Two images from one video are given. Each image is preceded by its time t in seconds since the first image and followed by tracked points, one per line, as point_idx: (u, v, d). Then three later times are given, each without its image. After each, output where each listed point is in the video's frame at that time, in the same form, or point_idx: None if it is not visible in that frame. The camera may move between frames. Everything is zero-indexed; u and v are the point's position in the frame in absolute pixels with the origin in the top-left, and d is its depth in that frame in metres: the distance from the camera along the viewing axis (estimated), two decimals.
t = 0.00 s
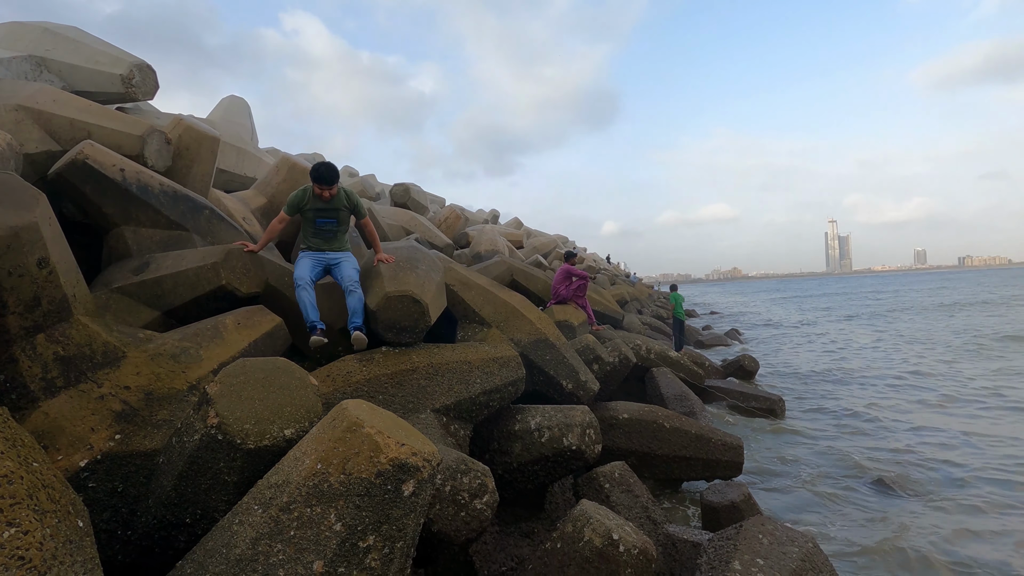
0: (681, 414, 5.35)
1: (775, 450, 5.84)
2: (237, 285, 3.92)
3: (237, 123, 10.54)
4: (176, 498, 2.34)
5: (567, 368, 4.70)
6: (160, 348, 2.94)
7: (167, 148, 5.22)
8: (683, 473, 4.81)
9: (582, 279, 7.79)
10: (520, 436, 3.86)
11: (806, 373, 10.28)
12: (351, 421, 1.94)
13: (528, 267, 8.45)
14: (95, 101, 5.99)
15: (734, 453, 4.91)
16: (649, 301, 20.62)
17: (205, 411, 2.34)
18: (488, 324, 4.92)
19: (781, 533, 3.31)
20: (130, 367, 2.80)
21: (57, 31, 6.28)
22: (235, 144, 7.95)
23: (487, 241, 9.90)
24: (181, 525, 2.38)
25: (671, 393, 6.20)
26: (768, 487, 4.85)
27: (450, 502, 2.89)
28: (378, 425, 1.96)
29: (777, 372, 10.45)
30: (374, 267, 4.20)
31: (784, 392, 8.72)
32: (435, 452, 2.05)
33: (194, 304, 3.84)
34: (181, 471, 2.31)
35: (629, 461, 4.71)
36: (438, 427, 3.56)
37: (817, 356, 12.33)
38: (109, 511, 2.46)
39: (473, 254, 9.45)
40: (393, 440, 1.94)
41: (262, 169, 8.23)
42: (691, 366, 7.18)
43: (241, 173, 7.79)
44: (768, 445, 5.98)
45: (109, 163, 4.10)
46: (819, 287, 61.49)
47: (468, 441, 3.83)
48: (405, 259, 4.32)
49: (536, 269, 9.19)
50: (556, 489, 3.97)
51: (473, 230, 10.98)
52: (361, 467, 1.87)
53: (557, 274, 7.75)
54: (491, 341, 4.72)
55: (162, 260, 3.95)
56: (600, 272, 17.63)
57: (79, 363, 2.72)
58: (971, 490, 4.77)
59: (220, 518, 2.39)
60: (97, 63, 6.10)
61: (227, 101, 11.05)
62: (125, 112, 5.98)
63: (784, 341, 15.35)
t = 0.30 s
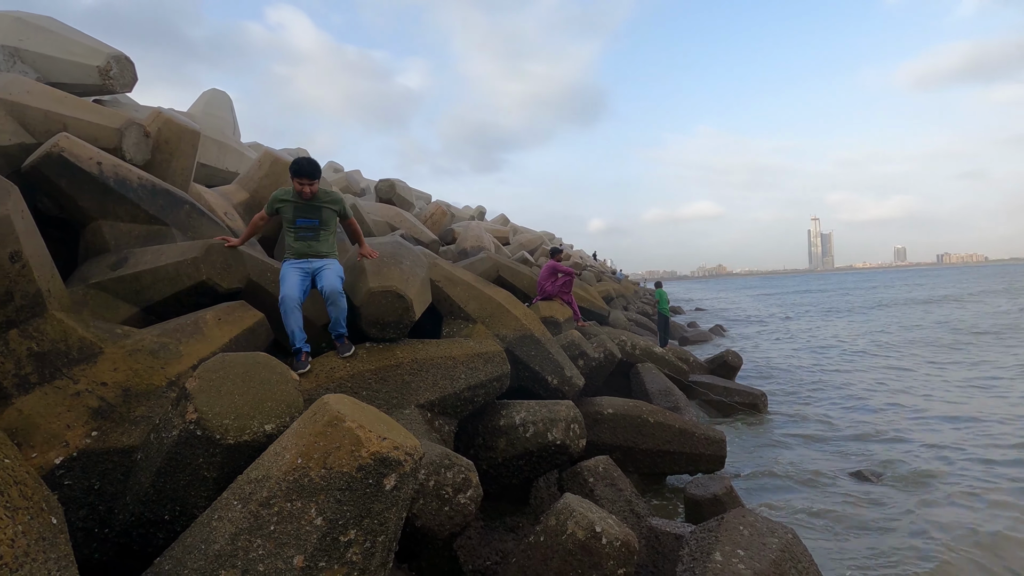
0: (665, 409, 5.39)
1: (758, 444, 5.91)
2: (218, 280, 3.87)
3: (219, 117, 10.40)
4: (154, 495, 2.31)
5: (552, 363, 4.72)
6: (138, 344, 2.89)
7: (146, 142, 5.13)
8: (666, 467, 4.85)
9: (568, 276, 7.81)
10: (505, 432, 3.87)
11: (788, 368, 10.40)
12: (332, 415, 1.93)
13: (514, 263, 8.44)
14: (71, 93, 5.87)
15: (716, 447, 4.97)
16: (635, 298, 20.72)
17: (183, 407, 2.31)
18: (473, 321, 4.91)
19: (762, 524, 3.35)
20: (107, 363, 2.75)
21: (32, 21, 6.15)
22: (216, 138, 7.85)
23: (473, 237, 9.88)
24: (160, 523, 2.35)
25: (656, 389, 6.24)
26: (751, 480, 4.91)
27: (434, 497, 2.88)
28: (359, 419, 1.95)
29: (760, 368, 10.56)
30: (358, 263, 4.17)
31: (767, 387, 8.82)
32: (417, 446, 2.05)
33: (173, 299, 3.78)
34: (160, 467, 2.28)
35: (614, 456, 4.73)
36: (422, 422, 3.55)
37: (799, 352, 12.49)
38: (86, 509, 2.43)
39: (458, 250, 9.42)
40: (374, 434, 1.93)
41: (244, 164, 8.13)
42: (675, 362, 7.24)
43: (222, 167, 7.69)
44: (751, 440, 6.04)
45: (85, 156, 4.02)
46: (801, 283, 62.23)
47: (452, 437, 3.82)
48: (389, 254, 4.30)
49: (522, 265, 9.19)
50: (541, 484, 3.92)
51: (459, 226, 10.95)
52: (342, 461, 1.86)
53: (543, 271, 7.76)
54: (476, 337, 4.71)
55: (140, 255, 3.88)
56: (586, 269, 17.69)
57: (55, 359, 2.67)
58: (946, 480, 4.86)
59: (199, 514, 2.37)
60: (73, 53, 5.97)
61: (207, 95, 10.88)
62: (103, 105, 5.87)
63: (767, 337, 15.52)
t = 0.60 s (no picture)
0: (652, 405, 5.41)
1: (743, 438, 5.96)
2: (200, 276, 3.82)
3: (202, 111, 10.27)
4: (135, 491, 2.28)
5: (539, 359, 4.73)
6: (118, 340, 2.85)
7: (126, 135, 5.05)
8: (652, 461, 4.88)
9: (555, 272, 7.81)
10: (491, 427, 3.87)
11: (773, 364, 10.49)
12: (316, 409, 1.91)
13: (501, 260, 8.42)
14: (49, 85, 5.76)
15: (702, 442, 5.00)
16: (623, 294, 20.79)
17: (164, 402, 2.28)
18: (461, 316, 4.89)
19: (746, 516, 3.38)
20: (86, 359, 2.71)
21: (8, 11, 6.02)
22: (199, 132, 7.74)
23: (461, 233, 9.85)
24: (141, 520, 2.32)
25: (642, 384, 6.27)
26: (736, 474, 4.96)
27: (421, 492, 2.87)
28: (344, 414, 1.93)
29: (745, 364, 10.64)
30: (344, 258, 4.14)
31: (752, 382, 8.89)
32: (402, 440, 2.04)
33: (155, 295, 3.73)
34: (141, 463, 2.25)
35: (600, 451, 4.75)
36: (408, 418, 3.54)
37: (784, 348, 12.60)
38: (65, 506, 2.38)
39: (446, 247, 9.38)
40: (359, 428, 1.92)
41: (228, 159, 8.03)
42: (661, 358, 7.27)
43: (205, 161, 7.59)
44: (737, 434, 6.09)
45: (63, 148, 3.95)
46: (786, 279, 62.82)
47: (439, 432, 3.82)
48: (375, 249, 4.27)
49: (509, 261, 9.18)
50: (528, 479, 3.93)
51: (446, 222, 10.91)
52: (326, 456, 1.85)
53: (531, 267, 7.75)
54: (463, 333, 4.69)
55: (120, 250, 3.82)
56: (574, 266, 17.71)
57: (32, 355, 2.62)
58: (925, 472, 4.94)
59: (181, 511, 2.34)
60: (51, 44, 5.86)
61: (190, 88, 10.72)
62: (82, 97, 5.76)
63: (753, 333, 15.65)
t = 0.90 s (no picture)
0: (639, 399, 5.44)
1: (729, 432, 6.00)
2: (184, 269, 3.77)
3: (185, 103, 10.12)
4: (116, 486, 2.25)
5: (527, 354, 4.73)
6: (99, 334, 2.80)
7: (107, 126, 4.96)
8: (639, 455, 4.90)
9: (543, 267, 7.81)
10: (479, 421, 3.86)
11: (759, 359, 10.59)
12: (301, 402, 1.89)
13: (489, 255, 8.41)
14: (27, 74, 5.64)
15: (687, 435, 5.04)
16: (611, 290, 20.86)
17: (145, 396, 2.25)
18: (448, 311, 4.87)
19: (730, 508, 3.41)
20: (65, 353, 2.65)
21: None
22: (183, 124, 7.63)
23: (449, 228, 9.82)
24: (122, 515, 2.30)
25: (629, 378, 6.30)
26: (721, 467, 5.00)
27: (407, 486, 2.87)
28: (329, 407, 1.92)
29: (731, 359, 10.73)
30: (331, 252, 4.11)
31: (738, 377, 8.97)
32: (388, 434, 2.03)
33: (137, 289, 3.67)
34: (122, 458, 2.22)
35: (587, 445, 4.77)
36: (395, 412, 3.52)
37: (769, 343, 12.72)
38: (45, 502, 2.35)
39: (434, 241, 9.35)
40: (344, 421, 1.90)
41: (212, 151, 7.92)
42: (648, 352, 7.31)
43: (188, 154, 7.48)
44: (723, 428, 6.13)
45: (42, 139, 3.87)
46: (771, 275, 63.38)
47: (426, 427, 3.81)
48: (362, 243, 4.24)
49: (497, 256, 9.17)
50: (516, 473, 3.93)
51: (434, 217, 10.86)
52: (310, 449, 1.83)
53: (519, 262, 7.74)
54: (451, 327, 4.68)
55: (102, 243, 3.76)
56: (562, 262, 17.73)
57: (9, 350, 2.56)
58: (905, 464, 5.02)
59: (163, 505, 2.32)
60: (28, 33, 5.73)
61: (173, 79, 10.56)
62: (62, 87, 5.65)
63: (739, 329, 15.77)
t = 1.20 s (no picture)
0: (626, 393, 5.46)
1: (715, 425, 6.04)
2: (167, 261, 3.71)
3: (169, 93, 9.96)
4: (96, 478, 2.22)
5: (514, 348, 4.73)
6: (79, 324, 2.75)
7: (87, 115, 4.87)
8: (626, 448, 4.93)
9: (532, 261, 7.80)
10: (466, 414, 3.86)
11: (745, 354, 10.68)
12: (286, 393, 1.88)
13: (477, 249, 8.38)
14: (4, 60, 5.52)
15: (674, 428, 5.07)
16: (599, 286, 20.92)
17: (127, 387, 2.22)
18: (436, 305, 4.85)
19: (715, 499, 3.45)
20: (44, 344, 2.60)
21: None
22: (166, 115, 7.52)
23: (437, 222, 9.78)
24: (103, 507, 2.27)
25: (616, 372, 6.33)
26: (706, 459, 5.04)
27: (394, 478, 2.86)
28: (314, 397, 1.90)
29: (718, 354, 10.81)
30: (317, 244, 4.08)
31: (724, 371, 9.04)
32: (374, 425, 2.02)
33: (118, 280, 3.61)
34: (103, 450, 2.19)
35: (575, 438, 4.78)
36: (382, 405, 3.50)
37: (755, 338, 12.83)
38: (24, 495, 2.32)
39: (422, 236, 9.31)
40: (329, 411, 1.89)
41: (196, 142, 7.81)
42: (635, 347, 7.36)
43: (171, 145, 7.38)
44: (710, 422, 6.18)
45: (20, 128, 3.80)
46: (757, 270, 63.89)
47: (413, 420, 3.79)
48: (349, 236, 4.21)
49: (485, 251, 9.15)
50: (503, 466, 3.94)
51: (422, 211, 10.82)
52: (295, 439, 1.82)
53: (507, 256, 7.73)
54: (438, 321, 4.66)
55: (82, 234, 3.70)
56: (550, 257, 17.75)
57: None
58: (886, 456, 5.09)
59: (145, 497, 2.30)
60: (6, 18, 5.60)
61: (156, 68, 10.41)
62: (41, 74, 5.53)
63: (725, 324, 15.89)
